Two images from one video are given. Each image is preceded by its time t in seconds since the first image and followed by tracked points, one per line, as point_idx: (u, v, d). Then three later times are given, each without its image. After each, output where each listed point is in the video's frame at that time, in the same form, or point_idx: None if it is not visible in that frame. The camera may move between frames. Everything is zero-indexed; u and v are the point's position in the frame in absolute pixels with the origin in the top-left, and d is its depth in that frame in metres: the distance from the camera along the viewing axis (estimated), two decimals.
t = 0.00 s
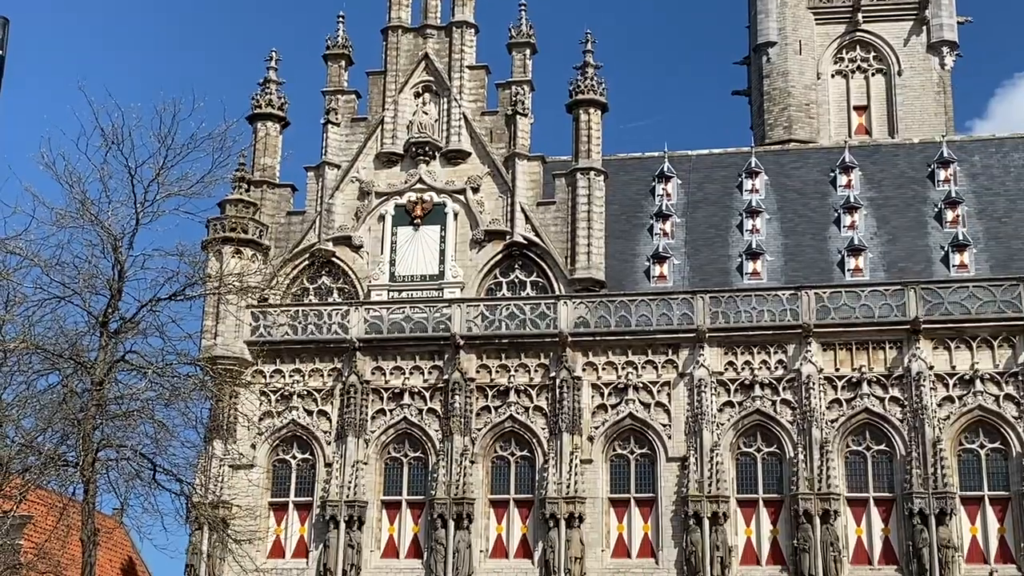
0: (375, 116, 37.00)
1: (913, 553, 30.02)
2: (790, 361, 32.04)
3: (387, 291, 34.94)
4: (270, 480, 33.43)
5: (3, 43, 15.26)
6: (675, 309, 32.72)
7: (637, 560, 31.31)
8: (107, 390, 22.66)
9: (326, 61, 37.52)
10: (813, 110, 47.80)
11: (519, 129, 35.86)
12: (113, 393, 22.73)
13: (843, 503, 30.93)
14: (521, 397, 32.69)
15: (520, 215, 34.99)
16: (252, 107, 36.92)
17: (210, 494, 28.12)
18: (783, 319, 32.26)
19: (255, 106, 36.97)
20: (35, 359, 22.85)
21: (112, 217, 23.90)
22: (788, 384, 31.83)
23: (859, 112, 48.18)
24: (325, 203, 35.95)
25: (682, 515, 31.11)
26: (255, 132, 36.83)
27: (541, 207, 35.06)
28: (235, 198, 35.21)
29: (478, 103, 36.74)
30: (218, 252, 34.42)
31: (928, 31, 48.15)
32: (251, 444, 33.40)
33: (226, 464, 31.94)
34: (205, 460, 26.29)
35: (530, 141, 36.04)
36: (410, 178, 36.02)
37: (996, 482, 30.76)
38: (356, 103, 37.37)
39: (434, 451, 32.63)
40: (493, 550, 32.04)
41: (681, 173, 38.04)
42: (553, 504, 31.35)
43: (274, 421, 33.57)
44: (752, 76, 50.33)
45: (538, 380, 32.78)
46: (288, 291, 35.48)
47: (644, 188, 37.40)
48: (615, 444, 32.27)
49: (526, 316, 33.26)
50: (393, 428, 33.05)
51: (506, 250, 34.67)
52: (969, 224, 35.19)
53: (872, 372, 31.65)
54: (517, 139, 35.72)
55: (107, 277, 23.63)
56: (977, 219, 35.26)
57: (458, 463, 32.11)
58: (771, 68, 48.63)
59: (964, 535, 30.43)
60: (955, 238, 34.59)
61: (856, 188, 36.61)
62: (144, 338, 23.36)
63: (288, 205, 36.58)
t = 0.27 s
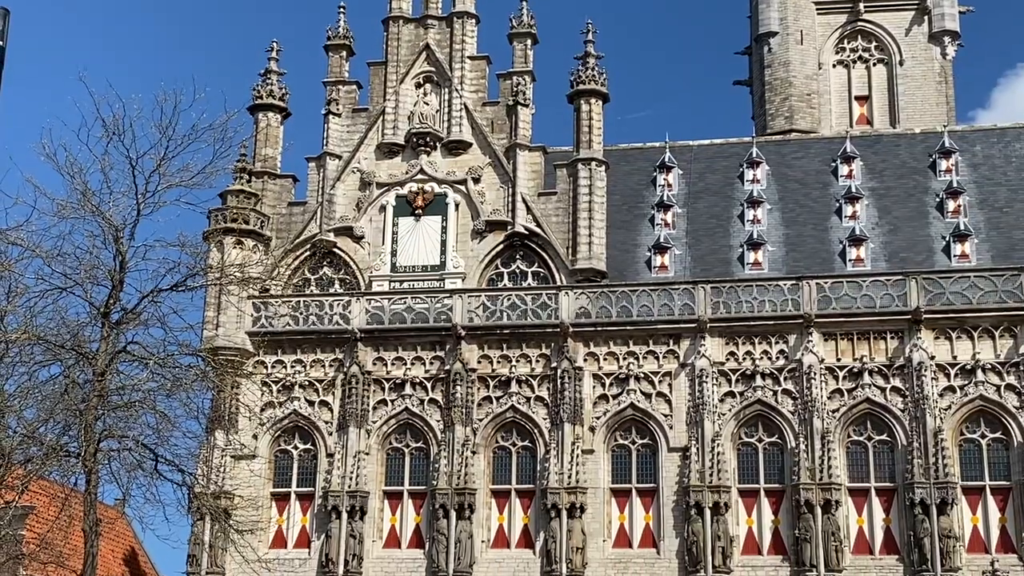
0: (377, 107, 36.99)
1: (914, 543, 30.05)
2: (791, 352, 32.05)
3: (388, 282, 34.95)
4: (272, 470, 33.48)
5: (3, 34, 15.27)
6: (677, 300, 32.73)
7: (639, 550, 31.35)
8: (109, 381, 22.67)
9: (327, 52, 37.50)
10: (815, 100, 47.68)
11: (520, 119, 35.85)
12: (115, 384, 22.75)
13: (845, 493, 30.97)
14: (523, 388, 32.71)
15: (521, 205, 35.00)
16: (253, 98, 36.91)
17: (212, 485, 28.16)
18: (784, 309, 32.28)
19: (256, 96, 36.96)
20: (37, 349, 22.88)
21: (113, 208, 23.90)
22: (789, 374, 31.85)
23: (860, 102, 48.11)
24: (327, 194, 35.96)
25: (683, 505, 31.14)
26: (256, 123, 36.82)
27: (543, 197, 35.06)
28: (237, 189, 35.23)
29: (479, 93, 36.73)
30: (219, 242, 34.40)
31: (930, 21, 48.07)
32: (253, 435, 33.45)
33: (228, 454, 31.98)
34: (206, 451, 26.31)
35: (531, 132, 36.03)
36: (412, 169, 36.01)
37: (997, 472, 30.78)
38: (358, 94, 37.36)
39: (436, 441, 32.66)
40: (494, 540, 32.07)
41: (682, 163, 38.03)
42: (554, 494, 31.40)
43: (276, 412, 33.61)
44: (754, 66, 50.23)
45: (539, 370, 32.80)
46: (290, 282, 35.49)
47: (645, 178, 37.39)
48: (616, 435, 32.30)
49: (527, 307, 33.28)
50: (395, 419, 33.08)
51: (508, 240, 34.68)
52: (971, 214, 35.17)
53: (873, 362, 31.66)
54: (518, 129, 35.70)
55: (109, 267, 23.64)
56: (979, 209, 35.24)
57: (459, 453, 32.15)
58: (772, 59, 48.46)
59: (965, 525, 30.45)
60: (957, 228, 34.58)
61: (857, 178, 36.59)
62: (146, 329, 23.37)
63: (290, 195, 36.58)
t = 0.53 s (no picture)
0: (378, 97, 36.96)
1: (916, 532, 30.07)
2: (792, 342, 32.04)
3: (390, 272, 34.95)
4: (274, 461, 33.49)
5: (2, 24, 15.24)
6: (678, 290, 32.71)
7: (640, 540, 31.38)
8: (111, 371, 22.68)
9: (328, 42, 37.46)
10: (816, 90, 47.56)
11: (521, 109, 35.82)
12: (117, 374, 22.75)
13: (846, 482, 30.99)
14: (524, 378, 32.72)
15: (523, 195, 34.98)
16: (254, 88, 36.88)
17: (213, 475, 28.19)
18: (786, 299, 32.27)
19: (257, 87, 36.93)
20: (39, 340, 22.89)
21: (114, 198, 23.89)
22: (791, 364, 31.85)
23: (862, 92, 48.01)
24: (328, 184, 35.93)
25: (685, 495, 31.17)
26: (257, 113, 36.79)
27: (544, 187, 35.03)
28: (238, 179, 35.21)
29: (480, 83, 36.69)
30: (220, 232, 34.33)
31: (932, 10, 47.96)
32: (255, 425, 33.48)
33: (229, 445, 31.99)
34: (208, 442, 26.33)
35: (532, 122, 36.00)
36: (413, 159, 35.98)
37: (998, 462, 30.80)
38: (359, 84, 37.32)
39: (437, 431, 32.67)
40: (496, 530, 32.10)
41: (684, 153, 37.99)
42: (556, 484, 31.43)
43: (278, 402, 33.63)
44: (755, 56, 50.11)
45: (541, 360, 32.80)
46: (291, 272, 35.48)
47: (646, 168, 37.36)
48: (618, 425, 32.31)
49: (529, 297, 33.27)
50: (396, 409, 33.10)
51: (509, 230, 34.66)
52: (972, 203, 35.14)
53: (875, 352, 31.65)
54: (519, 119, 35.67)
55: (110, 258, 23.63)
56: (980, 199, 35.20)
57: (461, 443, 32.17)
58: (774, 48, 48.32)
59: (966, 514, 30.46)
60: (958, 218, 34.55)
61: (859, 168, 36.55)
62: (147, 319, 23.37)
63: (291, 186, 36.55)
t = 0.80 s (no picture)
0: (379, 87, 36.93)
1: (917, 521, 30.11)
2: (794, 331, 32.04)
3: (391, 262, 34.94)
4: (275, 451, 33.53)
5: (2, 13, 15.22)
6: (679, 280, 32.71)
7: (641, 529, 31.41)
8: (112, 361, 22.69)
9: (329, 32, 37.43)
10: (818, 79, 47.47)
11: (522, 99, 35.79)
12: (118, 364, 22.74)
13: (847, 472, 31.03)
14: (526, 368, 32.72)
15: (524, 185, 34.96)
16: (255, 78, 36.85)
17: (215, 464, 28.22)
18: (787, 289, 32.26)
19: (257, 77, 36.89)
20: (40, 330, 22.90)
21: (115, 188, 23.88)
22: (792, 354, 31.85)
23: (864, 81, 47.90)
24: (329, 174, 35.92)
25: (686, 485, 31.20)
26: (258, 103, 36.77)
27: (545, 177, 35.02)
28: (239, 169, 35.16)
29: (481, 73, 36.66)
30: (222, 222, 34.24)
31: None
32: (256, 415, 33.51)
33: (231, 435, 32.02)
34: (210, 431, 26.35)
35: (534, 112, 35.98)
36: (414, 148, 35.95)
37: (999, 451, 30.83)
38: (360, 74, 37.30)
39: (439, 421, 32.71)
40: (498, 520, 32.13)
41: (685, 143, 37.96)
42: (557, 473, 31.46)
43: (279, 392, 33.65)
44: (757, 45, 50.02)
45: (542, 350, 32.80)
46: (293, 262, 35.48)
47: (648, 158, 37.34)
48: (619, 414, 32.34)
49: (530, 287, 33.27)
50: (398, 399, 33.12)
51: (510, 220, 34.65)
52: (974, 192, 35.11)
53: (876, 341, 31.65)
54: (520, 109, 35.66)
55: (111, 248, 23.63)
56: (982, 188, 35.17)
57: (462, 433, 32.20)
58: (775, 38, 48.28)
59: (967, 503, 30.49)
60: (960, 207, 34.52)
61: (860, 157, 36.52)
62: (148, 309, 23.37)
63: (292, 176, 36.53)
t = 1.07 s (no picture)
0: (380, 77, 36.90)
1: (918, 511, 30.13)
2: (795, 321, 32.04)
3: (392, 252, 34.92)
4: (277, 441, 33.57)
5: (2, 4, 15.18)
6: (681, 269, 32.70)
7: (643, 518, 31.45)
8: (114, 351, 22.69)
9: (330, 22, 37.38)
10: (820, 68, 47.37)
11: (523, 89, 35.77)
12: (120, 354, 22.75)
13: (848, 461, 31.06)
14: (527, 358, 32.74)
15: (525, 175, 34.94)
16: (256, 68, 36.82)
17: (216, 454, 28.23)
18: (788, 278, 32.25)
19: (258, 67, 36.86)
20: (42, 321, 22.91)
21: (116, 178, 23.85)
22: (793, 343, 31.85)
23: (866, 70, 47.79)
24: (330, 164, 35.90)
25: (688, 474, 31.23)
26: (259, 93, 36.74)
27: (546, 167, 35.00)
28: (240, 159, 35.03)
29: (483, 63, 36.61)
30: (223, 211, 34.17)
31: None
32: (258, 405, 33.54)
33: (233, 425, 32.05)
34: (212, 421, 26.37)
35: (535, 101, 35.94)
36: (415, 139, 35.92)
37: (1000, 440, 30.85)
38: (361, 64, 37.27)
39: (440, 411, 32.74)
40: (499, 509, 32.17)
41: (686, 133, 37.93)
42: (558, 463, 31.48)
43: (281, 382, 33.67)
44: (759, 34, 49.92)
45: (544, 340, 32.82)
46: (294, 252, 35.48)
47: (649, 147, 37.31)
48: (620, 404, 32.37)
49: (531, 277, 33.28)
50: (399, 389, 33.14)
51: (512, 210, 34.64)
52: (976, 182, 35.07)
53: (878, 331, 31.64)
54: (522, 99, 35.63)
55: (113, 238, 23.61)
56: (984, 177, 35.14)
57: (464, 423, 32.23)
58: (777, 27, 48.22)
59: (969, 493, 30.52)
60: (962, 197, 34.50)
61: (862, 147, 36.48)
62: (150, 300, 23.37)
63: (293, 166, 36.50)
